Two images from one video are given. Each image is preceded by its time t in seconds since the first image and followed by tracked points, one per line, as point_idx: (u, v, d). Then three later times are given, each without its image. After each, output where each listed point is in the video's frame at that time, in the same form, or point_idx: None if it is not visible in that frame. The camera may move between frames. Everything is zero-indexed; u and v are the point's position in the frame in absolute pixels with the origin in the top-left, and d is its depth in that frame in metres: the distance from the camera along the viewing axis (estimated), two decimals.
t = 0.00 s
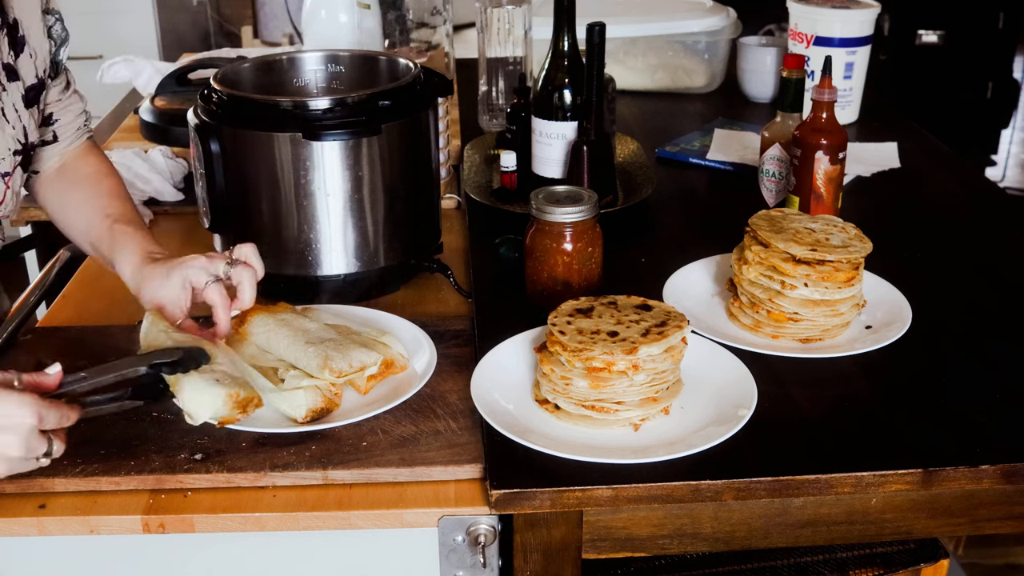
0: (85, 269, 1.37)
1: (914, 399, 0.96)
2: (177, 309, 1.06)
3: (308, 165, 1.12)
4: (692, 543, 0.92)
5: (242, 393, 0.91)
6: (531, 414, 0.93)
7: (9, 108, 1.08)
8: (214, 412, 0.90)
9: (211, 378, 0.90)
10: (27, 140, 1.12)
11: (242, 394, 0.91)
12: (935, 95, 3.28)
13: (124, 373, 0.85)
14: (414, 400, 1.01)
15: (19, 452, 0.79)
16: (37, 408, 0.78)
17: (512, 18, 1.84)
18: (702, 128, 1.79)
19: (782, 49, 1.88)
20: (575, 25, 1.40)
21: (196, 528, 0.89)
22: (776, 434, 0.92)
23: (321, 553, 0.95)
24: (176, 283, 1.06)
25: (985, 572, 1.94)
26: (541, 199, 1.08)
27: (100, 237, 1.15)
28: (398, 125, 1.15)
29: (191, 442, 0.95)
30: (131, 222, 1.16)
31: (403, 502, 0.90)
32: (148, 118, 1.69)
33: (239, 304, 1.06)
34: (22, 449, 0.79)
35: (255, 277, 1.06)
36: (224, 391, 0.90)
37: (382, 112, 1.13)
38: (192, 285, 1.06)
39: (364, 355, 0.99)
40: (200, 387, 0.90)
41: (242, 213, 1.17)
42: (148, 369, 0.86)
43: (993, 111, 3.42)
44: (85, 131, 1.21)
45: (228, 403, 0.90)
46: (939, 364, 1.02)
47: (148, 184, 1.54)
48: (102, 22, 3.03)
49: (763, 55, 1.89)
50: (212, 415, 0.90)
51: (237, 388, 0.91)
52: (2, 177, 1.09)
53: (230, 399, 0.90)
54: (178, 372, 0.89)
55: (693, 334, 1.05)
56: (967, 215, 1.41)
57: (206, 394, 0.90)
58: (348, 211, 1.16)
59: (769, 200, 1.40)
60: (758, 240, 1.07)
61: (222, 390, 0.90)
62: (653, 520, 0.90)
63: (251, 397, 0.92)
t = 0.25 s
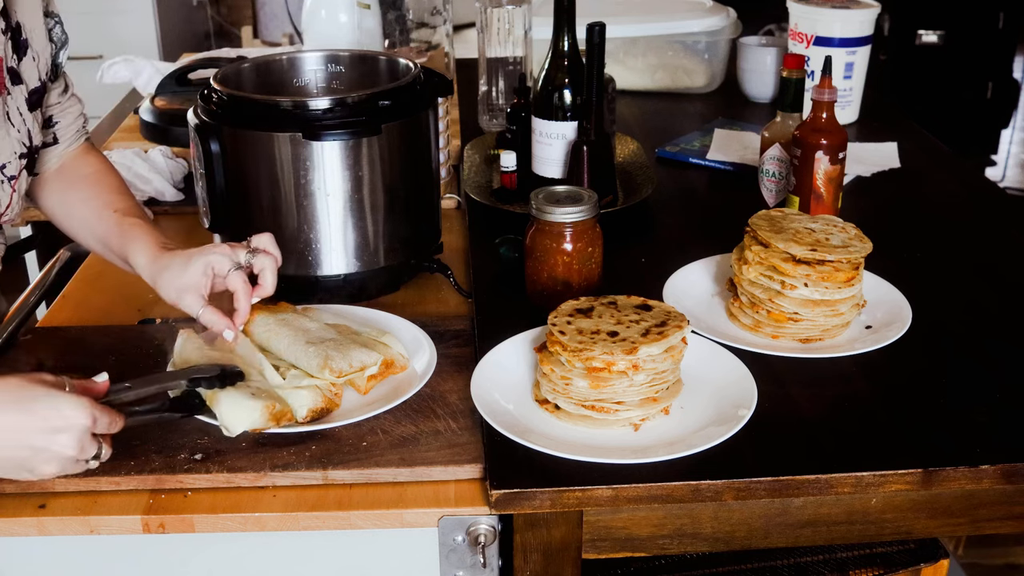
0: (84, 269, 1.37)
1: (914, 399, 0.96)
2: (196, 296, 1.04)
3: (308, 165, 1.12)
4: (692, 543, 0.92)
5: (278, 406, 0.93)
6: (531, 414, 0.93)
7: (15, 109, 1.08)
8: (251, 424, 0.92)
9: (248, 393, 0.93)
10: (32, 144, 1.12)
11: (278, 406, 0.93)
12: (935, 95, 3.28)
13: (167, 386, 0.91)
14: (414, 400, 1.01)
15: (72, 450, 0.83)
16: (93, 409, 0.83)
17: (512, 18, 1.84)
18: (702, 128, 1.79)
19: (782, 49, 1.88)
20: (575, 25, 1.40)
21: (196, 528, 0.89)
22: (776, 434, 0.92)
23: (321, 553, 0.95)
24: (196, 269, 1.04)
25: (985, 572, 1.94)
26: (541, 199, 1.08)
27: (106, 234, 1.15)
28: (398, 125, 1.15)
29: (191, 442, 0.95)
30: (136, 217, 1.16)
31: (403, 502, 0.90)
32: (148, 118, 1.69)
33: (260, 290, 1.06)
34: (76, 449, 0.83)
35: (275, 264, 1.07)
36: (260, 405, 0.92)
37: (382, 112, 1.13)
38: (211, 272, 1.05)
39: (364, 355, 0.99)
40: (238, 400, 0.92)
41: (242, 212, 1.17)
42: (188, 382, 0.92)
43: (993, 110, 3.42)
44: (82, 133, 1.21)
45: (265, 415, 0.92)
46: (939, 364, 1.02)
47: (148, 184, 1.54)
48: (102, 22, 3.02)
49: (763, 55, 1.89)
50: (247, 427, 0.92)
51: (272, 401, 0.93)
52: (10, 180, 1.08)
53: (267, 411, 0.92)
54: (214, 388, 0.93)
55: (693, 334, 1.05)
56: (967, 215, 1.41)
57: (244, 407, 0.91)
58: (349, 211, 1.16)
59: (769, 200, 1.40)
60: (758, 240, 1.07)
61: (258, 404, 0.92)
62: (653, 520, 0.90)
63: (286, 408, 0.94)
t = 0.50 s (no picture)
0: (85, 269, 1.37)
1: (914, 399, 0.96)
2: (206, 296, 1.04)
3: (308, 165, 1.12)
4: (692, 543, 0.92)
5: (289, 395, 0.95)
6: (531, 414, 0.93)
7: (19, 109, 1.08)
8: (263, 413, 0.93)
9: (260, 384, 0.94)
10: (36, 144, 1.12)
11: (289, 395, 0.95)
12: (935, 95, 3.28)
13: (181, 377, 0.93)
14: (414, 400, 1.01)
15: (86, 430, 0.84)
16: (105, 390, 0.84)
17: (512, 18, 1.84)
18: (702, 128, 1.79)
19: (782, 49, 1.88)
20: (575, 25, 1.40)
21: (196, 528, 0.89)
22: (776, 434, 0.92)
23: (321, 553, 0.95)
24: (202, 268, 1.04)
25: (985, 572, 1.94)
26: (541, 199, 1.08)
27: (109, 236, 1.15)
28: (398, 125, 1.15)
29: (191, 442, 0.95)
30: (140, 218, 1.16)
31: (403, 502, 0.90)
32: (147, 118, 1.69)
33: (270, 283, 1.06)
34: (91, 429, 0.84)
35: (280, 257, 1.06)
36: (273, 393, 0.93)
37: (382, 112, 1.13)
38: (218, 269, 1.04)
39: (374, 351, 0.99)
40: (251, 390, 0.93)
41: (243, 212, 1.17)
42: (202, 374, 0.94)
43: (993, 111, 3.42)
44: (82, 135, 1.20)
45: (276, 404, 0.94)
46: (939, 364, 1.02)
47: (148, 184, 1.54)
48: (102, 22, 3.03)
49: (763, 55, 1.89)
50: (260, 416, 0.93)
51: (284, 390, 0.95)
52: (14, 179, 1.08)
53: (278, 401, 0.94)
54: (228, 380, 0.95)
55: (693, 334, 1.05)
56: (967, 215, 1.41)
57: (256, 396, 0.93)
58: (349, 211, 1.16)
59: (769, 200, 1.40)
60: (758, 241, 1.07)
61: (271, 392, 0.93)
62: (653, 520, 0.90)
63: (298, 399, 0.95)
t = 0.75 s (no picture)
0: (84, 269, 1.37)
1: (914, 400, 0.96)
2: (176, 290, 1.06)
3: (308, 165, 1.12)
4: (692, 543, 0.92)
5: (291, 393, 0.95)
6: (531, 414, 0.93)
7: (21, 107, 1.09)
8: (266, 411, 0.93)
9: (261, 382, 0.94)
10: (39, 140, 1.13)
11: (291, 394, 0.95)
12: (935, 95, 3.28)
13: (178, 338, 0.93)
14: (414, 400, 1.01)
15: (80, 373, 0.84)
16: (99, 339, 0.86)
17: (512, 18, 1.84)
18: (702, 128, 1.79)
19: (782, 49, 1.88)
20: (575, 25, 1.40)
21: (196, 528, 0.89)
22: (776, 434, 0.92)
23: (321, 553, 0.95)
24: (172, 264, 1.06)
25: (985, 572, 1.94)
26: (541, 199, 1.08)
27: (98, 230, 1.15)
28: (398, 125, 1.15)
29: (191, 442, 0.95)
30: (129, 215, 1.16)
31: (403, 502, 0.90)
32: (148, 118, 1.69)
33: (243, 275, 1.05)
34: (84, 375, 0.85)
35: (251, 251, 1.06)
36: (275, 391, 0.93)
37: (382, 112, 1.13)
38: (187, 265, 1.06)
39: (376, 350, 0.99)
40: (253, 389, 0.93)
41: (243, 212, 1.17)
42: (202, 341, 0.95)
43: (993, 110, 3.42)
44: (82, 131, 1.21)
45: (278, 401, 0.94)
46: (939, 364, 1.02)
47: (148, 184, 1.54)
48: (102, 22, 3.03)
49: (763, 55, 1.89)
50: (261, 414, 0.93)
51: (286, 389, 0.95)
52: (16, 175, 1.09)
53: (280, 398, 0.94)
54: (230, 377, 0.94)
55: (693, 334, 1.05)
56: (967, 215, 1.41)
57: (258, 394, 0.93)
58: (349, 211, 1.16)
59: (769, 200, 1.40)
60: (758, 241, 1.07)
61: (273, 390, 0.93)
62: (653, 520, 0.90)
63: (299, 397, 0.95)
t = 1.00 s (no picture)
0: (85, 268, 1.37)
1: (914, 400, 0.96)
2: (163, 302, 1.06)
3: (308, 165, 1.12)
4: (692, 543, 0.92)
5: (291, 393, 0.95)
6: (531, 414, 0.93)
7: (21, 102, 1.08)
8: (264, 411, 0.93)
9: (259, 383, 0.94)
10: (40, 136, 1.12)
11: (290, 394, 0.95)
12: (935, 95, 3.28)
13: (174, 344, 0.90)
14: (415, 400, 1.01)
15: (61, 337, 0.85)
16: (86, 306, 0.87)
17: (512, 18, 1.84)
18: (702, 128, 1.79)
19: (782, 49, 1.88)
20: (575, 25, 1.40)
21: (196, 528, 0.89)
22: (776, 434, 0.92)
23: (321, 553, 0.95)
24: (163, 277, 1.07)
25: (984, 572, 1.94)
26: (541, 199, 1.08)
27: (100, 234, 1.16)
28: (398, 125, 1.15)
29: (191, 442, 0.95)
30: (133, 220, 1.16)
31: (403, 502, 0.90)
32: (148, 118, 1.69)
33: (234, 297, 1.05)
34: (64, 338, 0.85)
35: (243, 271, 1.07)
36: (274, 391, 0.94)
37: (382, 112, 1.13)
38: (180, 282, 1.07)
39: (376, 350, 0.99)
40: (252, 389, 0.93)
41: (243, 212, 1.17)
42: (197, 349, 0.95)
43: (994, 111, 3.42)
44: (91, 131, 1.21)
45: (277, 401, 0.94)
46: (939, 365, 1.02)
47: (148, 185, 1.54)
48: (103, 22, 3.02)
49: (763, 55, 1.89)
50: (259, 415, 0.93)
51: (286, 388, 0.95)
52: (15, 168, 1.08)
53: (279, 398, 0.94)
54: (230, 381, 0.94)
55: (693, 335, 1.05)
56: (967, 215, 1.41)
57: (256, 395, 0.93)
58: (349, 211, 1.16)
59: (769, 200, 1.40)
60: (758, 241, 1.07)
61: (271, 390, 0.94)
62: (653, 520, 0.90)
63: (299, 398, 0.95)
